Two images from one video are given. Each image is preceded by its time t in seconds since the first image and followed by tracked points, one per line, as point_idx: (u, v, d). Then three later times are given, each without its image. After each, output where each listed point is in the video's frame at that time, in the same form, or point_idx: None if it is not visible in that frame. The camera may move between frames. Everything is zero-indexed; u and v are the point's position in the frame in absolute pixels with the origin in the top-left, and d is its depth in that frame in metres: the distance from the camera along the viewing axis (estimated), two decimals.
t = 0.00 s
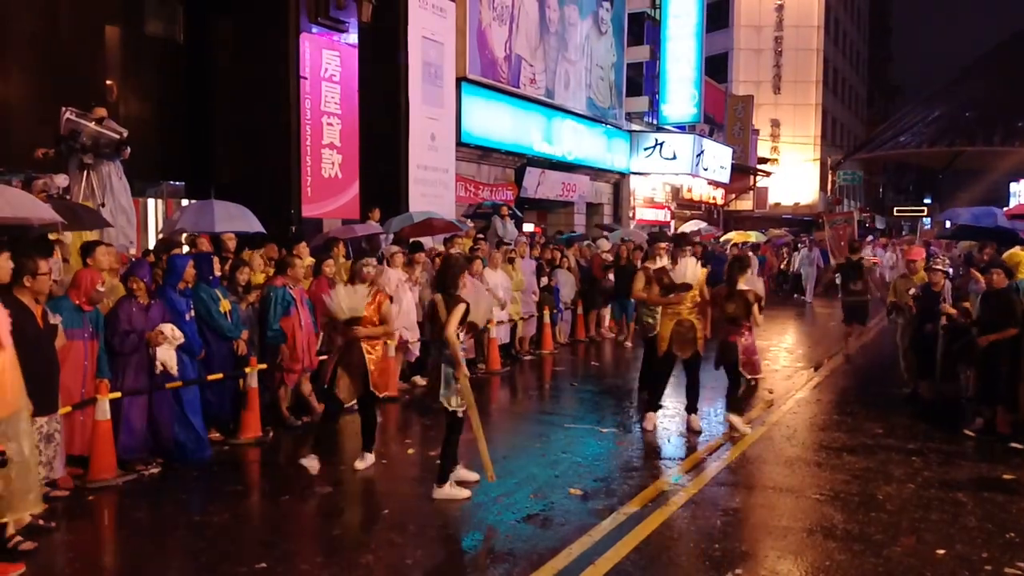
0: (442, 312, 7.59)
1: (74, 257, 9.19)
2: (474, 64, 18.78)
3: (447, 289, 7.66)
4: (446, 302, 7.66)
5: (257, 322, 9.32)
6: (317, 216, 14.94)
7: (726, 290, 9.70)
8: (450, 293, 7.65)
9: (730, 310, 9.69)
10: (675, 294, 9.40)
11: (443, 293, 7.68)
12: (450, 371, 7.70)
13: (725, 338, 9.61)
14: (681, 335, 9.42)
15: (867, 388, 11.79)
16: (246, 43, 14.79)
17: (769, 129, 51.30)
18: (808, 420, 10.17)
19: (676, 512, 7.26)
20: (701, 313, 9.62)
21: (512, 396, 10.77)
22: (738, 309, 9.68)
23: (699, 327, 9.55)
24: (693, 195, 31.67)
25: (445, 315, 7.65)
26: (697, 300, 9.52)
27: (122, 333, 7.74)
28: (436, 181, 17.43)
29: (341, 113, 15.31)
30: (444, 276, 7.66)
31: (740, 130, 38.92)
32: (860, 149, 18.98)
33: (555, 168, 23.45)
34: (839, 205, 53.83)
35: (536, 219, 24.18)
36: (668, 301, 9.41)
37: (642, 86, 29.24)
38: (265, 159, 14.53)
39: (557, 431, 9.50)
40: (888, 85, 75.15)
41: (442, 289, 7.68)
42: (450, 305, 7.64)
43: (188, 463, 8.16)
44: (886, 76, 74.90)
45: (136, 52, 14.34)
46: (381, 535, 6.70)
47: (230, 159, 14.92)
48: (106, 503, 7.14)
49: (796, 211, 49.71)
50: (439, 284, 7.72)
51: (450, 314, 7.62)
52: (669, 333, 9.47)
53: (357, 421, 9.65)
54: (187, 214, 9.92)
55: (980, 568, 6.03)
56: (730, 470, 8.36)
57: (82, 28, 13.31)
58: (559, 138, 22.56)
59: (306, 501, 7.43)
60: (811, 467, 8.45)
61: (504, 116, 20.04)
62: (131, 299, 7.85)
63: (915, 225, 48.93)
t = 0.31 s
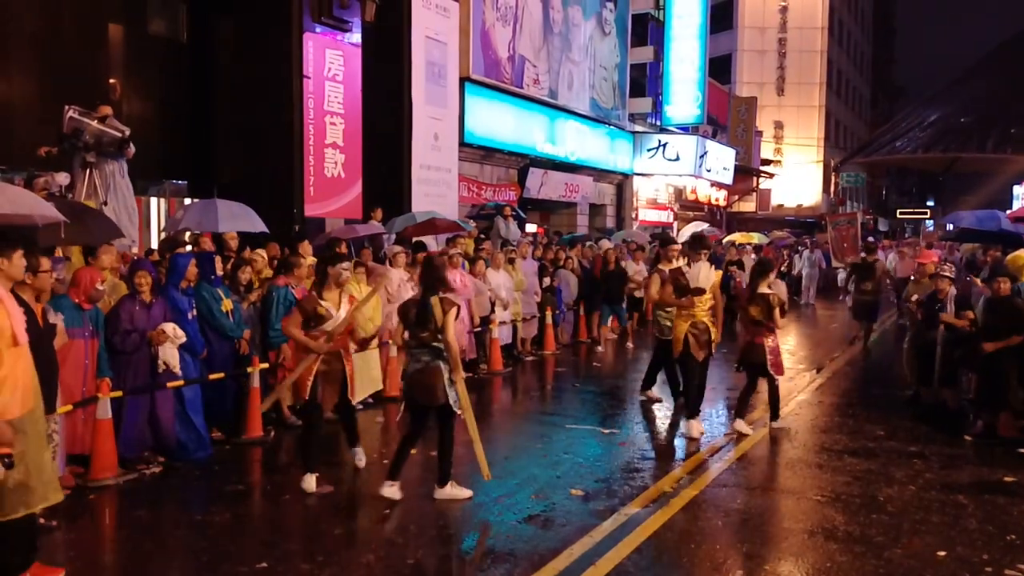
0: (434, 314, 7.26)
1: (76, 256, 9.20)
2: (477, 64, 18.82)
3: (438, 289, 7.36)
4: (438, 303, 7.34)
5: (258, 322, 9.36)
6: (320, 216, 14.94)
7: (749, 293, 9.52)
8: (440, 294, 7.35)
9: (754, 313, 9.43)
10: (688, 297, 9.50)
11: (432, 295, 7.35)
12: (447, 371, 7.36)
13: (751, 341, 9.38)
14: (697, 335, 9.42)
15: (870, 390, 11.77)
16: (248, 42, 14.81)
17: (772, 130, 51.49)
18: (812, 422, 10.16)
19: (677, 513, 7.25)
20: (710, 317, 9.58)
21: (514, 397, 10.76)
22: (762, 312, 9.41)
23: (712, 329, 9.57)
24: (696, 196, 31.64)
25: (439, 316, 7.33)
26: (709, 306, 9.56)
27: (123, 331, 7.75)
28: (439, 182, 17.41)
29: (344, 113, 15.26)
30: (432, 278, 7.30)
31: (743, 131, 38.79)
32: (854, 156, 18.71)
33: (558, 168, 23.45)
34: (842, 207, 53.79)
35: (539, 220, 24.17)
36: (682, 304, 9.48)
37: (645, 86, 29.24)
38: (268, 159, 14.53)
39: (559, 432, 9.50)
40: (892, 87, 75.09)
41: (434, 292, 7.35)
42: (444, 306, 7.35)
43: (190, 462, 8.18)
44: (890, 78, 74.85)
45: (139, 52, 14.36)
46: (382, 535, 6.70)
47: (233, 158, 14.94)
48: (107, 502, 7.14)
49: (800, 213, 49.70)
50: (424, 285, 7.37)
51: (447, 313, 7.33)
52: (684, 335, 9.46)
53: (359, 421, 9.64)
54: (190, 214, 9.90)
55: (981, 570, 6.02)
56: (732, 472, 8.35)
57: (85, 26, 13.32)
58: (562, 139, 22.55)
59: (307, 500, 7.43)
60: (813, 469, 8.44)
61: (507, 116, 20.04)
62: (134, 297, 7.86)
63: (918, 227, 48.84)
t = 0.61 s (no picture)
0: (403, 319, 6.55)
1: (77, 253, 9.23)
2: (479, 62, 18.79)
3: (411, 293, 6.65)
4: (409, 307, 6.63)
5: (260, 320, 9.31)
6: (322, 214, 14.91)
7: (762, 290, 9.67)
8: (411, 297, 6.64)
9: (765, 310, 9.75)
10: (698, 302, 9.44)
11: (403, 299, 6.63)
12: (412, 376, 6.74)
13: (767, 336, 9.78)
14: (711, 338, 9.33)
15: (872, 391, 11.72)
16: (253, 39, 14.81)
17: (775, 131, 51.13)
18: (813, 423, 10.13)
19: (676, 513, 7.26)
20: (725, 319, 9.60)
21: (513, 396, 10.74)
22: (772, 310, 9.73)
23: (725, 331, 9.53)
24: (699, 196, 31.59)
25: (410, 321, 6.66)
26: (722, 308, 9.55)
27: (125, 327, 7.77)
28: (441, 180, 17.43)
29: (347, 111, 15.24)
30: (403, 279, 6.60)
31: (746, 131, 38.71)
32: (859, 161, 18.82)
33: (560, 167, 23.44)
34: (846, 207, 53.67)
35: (541, 219, 24.16)
36: (693, 308, 9.42)
37: (648, 86, 29.18)
38: (271, 156, 14.53)
39: (559, 431, 9.48)
40: (896, 87, 74.92)
41: (404, 294, 6.62)
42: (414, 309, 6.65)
43: (191, 458, 8.19)
44: (894, 78, 74.66)
45: (142, 49, 14.36)
46: (382, 533, 6.70)
47: (236, 155, 14.94)
48: (107, 497, 7.15)
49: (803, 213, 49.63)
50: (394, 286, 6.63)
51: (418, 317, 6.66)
52: (696, 337, 9.38)
53: (359, 419, 9.62)
54: (193, 210, 9.86)
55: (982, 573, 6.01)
56: (731, 472, 8.35)
57: (88, 23, 13.32)
58: (565, 138, 22.54)
59: (306, 497, 7.44)
60: (814, 471, 8.43)
61: (510, 115, 20.03)
62: (137, 292, 7.87)
63: (921, 228, 48.72)
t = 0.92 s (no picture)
0: (391, 319, 6.54)
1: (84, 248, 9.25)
2: (486, 59, 18.76)
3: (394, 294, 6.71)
4: (396, 307, 6.68)
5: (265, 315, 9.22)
6: (328, 211, 14.91)
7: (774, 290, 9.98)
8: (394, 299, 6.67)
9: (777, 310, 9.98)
10: (714, 300, 9.45)
11: (388, 297, 6.63)
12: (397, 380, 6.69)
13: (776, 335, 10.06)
14: (723, 337, 9.36)
15: (878, 392, 11.68)
16: (261, 36, 14.82)
17: (782, 130, 51.23)
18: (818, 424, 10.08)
19: (681, 512, 7.25)
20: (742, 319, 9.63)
21: (518, 394, 10.72)
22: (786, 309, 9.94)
23: (742, 331, 9.50)
24: (705, 195, 31.53)
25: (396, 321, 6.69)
26: (740, 307, 9.55)
27: (133, 322, 7.80)
28: (447, 178, 17.43)
29: (353, 108, 15.22)
30: (386, 279, 6.63)
31: (753, 130, 38.62)
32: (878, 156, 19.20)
33: (566, 165, 23.43)
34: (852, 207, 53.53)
35: (547, 217, 24.15)
36: (709, 306, 9.45)
37: (655, 84, 29.05)
38: (279, 152, 14.52)
39: (564, 429, 9.47)
40: (904, 87, 74.73)
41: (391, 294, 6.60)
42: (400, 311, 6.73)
43: (197, 453, 8.21)
44: (902, 78, 74.37)
45: (150, 45, 14.37)
46: (387, 529, 6.71)
47: (243, 152, 14.96)
48: (114, 491, 7.17)
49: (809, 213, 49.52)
50: (375, 287, 6.63)
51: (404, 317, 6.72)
52: (710, 336, 9.41)
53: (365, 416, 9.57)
54: (200, 205, 9.81)
55: None
56: (737, 472, 8.34)
57: (95, 19, 13.33)
58: (571, 137, 22.53)
59: (312, 493, 7.46)
60: (820, 471, 8.42)
61: (516, 113, 20.01)
62: (143, 288, 7.88)
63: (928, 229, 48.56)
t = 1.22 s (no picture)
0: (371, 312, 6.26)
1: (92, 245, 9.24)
2: (492, 56, 18.73)
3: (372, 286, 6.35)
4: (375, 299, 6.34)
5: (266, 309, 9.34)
6: (334, 207, 14.89)
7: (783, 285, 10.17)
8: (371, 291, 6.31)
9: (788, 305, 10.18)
10: (732, 296, 9.56)
11: (367, 291, 6.27)
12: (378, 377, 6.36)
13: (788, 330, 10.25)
14: (739, 335, 9.39)
15: (885, 389, 11.67)
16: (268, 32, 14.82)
17: (789, 127, 51.50)
18: (825, 421, 10.06)
19: (689, 508, 7.25)
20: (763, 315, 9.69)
21: (524, 390, 10.73)
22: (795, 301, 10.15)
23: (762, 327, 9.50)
24: (711, 191, 31.47)
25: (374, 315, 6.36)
26: (760, 305, 9.57)
27: (139, 319, 7.80)
28: (453, 173, 17.41)
29: (360, 103, 15.18)
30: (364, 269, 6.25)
31: (759, 126, 38.51)
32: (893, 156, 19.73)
33: (573, 162, 23.41)
34: (858, 203, 53.46)
35: (552, 213, 24.13)
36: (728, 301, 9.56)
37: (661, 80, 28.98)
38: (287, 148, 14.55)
39: (571, 425, 9.48)
40: (911, 83, 74.55)
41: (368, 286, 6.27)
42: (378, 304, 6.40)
43: (204, 449, 8.21)
44: (909, 75, 74.14)
45: (157, 40, 14.35)
46: (393, 524, 6.72)
47: (250, 147, 14.97)
48: (122, 487, 7.18)
49: (814, 209, 49.49)
50: (352, 279, 6.26)
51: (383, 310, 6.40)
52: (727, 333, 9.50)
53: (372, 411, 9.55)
54: (206, 203, 9.60)
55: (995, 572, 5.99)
56: (743, 469, 8.35)
57: (102, 14, 13.33)
58: (577, 133, 22.49)
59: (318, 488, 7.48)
60: (827, 468, 8.43)
61: (523, 109, 19.97)
62: (148, 284, 7.87)
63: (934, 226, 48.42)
